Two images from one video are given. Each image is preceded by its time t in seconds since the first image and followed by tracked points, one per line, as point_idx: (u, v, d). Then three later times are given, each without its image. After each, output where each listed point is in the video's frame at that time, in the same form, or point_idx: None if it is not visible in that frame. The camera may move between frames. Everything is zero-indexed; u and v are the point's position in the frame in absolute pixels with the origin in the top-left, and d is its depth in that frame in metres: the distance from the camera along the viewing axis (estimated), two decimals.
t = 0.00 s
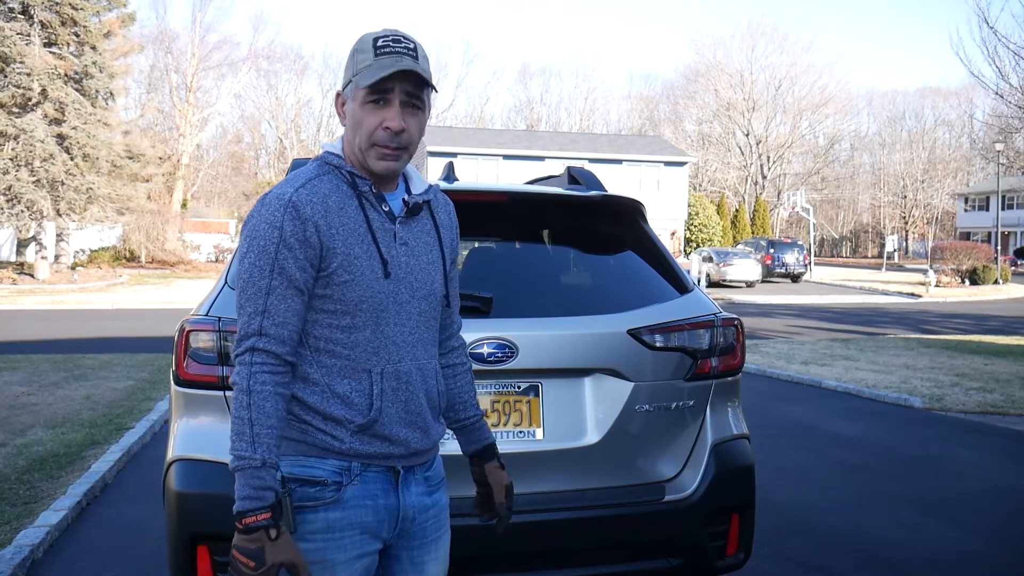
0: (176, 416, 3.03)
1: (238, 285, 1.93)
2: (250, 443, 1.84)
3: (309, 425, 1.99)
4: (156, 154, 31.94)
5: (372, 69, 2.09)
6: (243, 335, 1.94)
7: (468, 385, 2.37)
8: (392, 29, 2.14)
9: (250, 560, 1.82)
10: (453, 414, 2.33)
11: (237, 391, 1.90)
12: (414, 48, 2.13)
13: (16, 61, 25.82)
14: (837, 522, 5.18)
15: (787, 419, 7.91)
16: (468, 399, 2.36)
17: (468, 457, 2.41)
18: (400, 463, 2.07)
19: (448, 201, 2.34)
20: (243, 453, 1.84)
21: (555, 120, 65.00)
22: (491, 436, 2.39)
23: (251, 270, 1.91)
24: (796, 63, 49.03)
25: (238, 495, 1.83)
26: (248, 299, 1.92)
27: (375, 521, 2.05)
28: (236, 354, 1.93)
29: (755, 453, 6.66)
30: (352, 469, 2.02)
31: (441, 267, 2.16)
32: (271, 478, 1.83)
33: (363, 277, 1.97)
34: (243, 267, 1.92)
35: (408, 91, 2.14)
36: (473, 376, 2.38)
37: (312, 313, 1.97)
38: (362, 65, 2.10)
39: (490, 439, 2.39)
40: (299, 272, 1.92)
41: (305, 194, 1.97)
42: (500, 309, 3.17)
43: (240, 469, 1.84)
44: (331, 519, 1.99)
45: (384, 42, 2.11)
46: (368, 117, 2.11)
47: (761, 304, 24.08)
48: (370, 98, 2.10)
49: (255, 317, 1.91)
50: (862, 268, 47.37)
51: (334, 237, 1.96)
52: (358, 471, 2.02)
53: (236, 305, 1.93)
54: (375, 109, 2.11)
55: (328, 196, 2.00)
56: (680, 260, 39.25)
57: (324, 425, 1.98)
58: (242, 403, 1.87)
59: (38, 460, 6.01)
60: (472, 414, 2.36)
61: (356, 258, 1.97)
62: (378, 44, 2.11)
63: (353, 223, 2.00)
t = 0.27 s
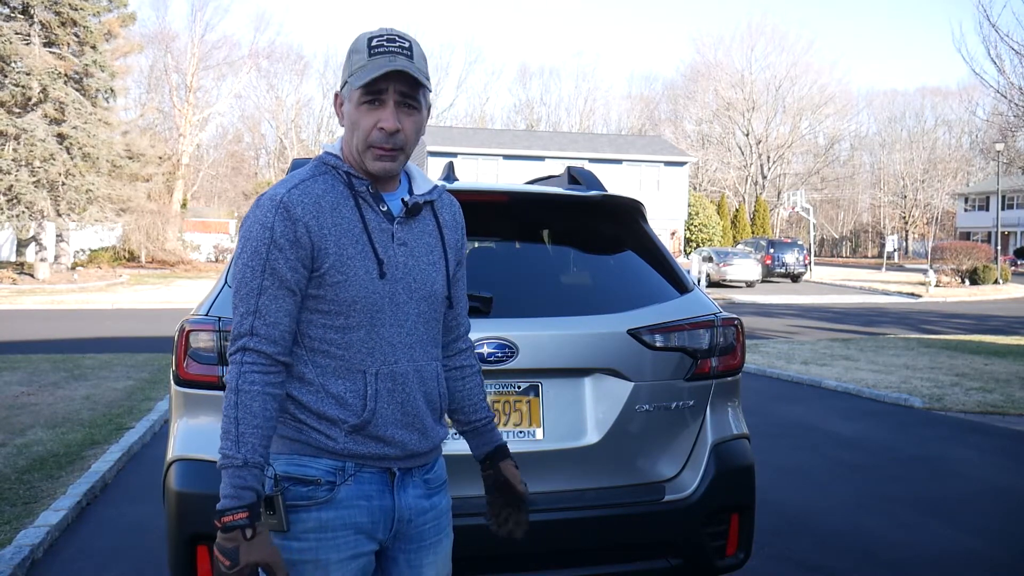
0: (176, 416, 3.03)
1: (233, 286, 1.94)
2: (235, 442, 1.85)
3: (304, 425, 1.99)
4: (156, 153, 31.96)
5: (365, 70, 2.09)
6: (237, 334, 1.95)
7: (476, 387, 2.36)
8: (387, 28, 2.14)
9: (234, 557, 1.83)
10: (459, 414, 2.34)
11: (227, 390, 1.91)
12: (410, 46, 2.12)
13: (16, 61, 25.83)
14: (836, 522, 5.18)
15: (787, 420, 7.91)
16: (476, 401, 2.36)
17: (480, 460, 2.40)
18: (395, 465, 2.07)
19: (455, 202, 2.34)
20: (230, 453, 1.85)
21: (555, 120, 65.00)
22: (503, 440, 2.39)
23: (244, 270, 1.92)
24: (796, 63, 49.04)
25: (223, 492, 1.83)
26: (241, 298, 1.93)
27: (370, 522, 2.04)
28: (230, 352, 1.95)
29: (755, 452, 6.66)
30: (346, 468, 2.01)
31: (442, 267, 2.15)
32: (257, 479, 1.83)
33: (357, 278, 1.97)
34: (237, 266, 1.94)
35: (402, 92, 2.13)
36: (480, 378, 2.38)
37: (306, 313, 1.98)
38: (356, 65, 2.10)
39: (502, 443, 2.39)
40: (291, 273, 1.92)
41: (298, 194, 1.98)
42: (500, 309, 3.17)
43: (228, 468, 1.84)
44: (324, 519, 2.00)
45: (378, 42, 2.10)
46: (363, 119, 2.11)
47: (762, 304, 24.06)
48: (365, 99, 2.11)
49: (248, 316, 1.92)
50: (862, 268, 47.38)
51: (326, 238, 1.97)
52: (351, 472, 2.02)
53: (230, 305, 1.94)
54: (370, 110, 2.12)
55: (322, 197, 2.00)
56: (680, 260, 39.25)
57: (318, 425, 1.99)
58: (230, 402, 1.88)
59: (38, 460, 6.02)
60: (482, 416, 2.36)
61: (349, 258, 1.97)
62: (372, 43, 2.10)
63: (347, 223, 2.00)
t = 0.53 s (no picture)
0: (176, 416, 3.03)
1: (231, 286, 1.95)
2: (228, 442, 1.85)
3: (302, 425, 2.00)
4: (156, 153, 31.98)
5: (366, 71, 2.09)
6: (234, 334, 1.96)
7: (485, 389, 2.37)
8: (389, 27, 2.13)
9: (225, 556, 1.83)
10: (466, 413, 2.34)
11: (223, 389, 1.91)
12: (412, 47, 2.12)
13: (16, 61, 25.82)
14: (836, 522, 5.19)
15: (788, 419, 7.91)
16: (484, 403, 2.36)
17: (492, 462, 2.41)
18: (394, 467, 2.07)
19: (458, 202, 2.34)
20: (224, 452, 1.85)
21: (555, 120, 64.99)
22: (512, 440, 2.38)
23: (242, 269, 1.93)
24: (796, 63, 49.02)
25: (216, 489, 1.83)
26: (238, 297, 1.93)
27: (368, 523, 2.04)
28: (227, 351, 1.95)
29: (755, 452, 6.66)
30: (344, 468, 2.02)
31: (443, 268, 2.15)
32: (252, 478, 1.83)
33: (355, 279, 1.97)
34: (235, 265, 1.94)
35: (405, 91, 2.13)
36: (489, 379, 2.38)
37: (304, 312, 1.98)
38: (358, 65, 2.10)
39: (511, 442, 2.38)
40: (288, 273, 1.92)
41: (297, 194, 1.98)
42: (501, 310, 3.17)
43: (223, 468, 1.85)
44: (323, 519, 2.00)
45: (381, 42, 2.09)
46: (366, 118, 2.11)
47: (762, 304, 24.05)
48: (367, 99, 2.11)
49: (244, 317, 1.92)
50: (862, 268, 47.38)
51: (325, 238, 1.96)
52: (349, 472, 2.02)
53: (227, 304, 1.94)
54: (372, 111, 2.12)
55: (322, 197, 2.00)
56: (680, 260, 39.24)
57: (316, 425, 1.99)
58: (226, 402, 1.88)
59: (38, 460, 6.01)
60: (490, 416, 2.36)
61: (347, 258, 1.97)
62: (375, 43, 2.10)
63: (346, 223, 2.00)
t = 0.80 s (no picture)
0: (176, 416, 3.03)
1: (232, 288, 1.95)
2: (233, 443, 1.85)
3: (302, 424, 2.00)
4: (156, 153, 31.99)
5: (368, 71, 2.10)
6: (235, 335, 1.96)
7: (479, 387, 2.37)
8: (387, 27, 2.13)
9: (226, 559, 1.82)
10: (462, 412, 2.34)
11: (224, 391, 1.92)
12: (410, 47, 2.12)
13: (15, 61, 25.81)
14: (835, 521, 5.19)
15: (788, 419, 7.91)
16: (479, 401, 2.35)
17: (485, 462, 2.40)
18: (394, 467, 2.07)
19: (457, 201, 2.34)
20: (225, 453, 1.85)
21: (555, 120, 65.00)
22: (505, 441, 2.39)
23: (243, 271, 1.93)
24: (796, 63, 49.00)
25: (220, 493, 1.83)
26: (239, 298, 1.94)
27: (369, 522, 2.04)
28: (228, 352, 1.95)
29: (755, 452, 6.66)
30: (344, 468, 2.02)
31: (443, 268, 2.16)
32: (253, 479, 1.83)
33: (356, 279, 1.97)
34: (235, 266, 1.94)
35: (405, 93, 2.13)
36: (484, 378, 2.38)
37: (303, 312, 1.98)
38: (357, 65, 2.11)
39: (504, 443, 2.38)
40: (289, 274, 1.92)
41: (295, 196, 1.98)
42: (500, 310, 3.16)
43: (223, 470, 1.84)
44: (323, 518, 2.00)
45: (380, 43, 2.10)
46: (365, 120, 2.11)
47: (761, 304, 24.06)
48: (366, 100, 2.11)
49: (245, 317, 1.93)
50: (862, 268, 47.40)
51: (324, 239, 1.97)
52: (350, 471, 2.02)
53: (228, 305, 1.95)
54: (371, 111, 2.11)
55: (322, 197, 2.00)
56: (680, 261, 39.22)
57: (317, 425, 2.00)
58: (226, 402, 1.88)
59: (38, 460, 6.01)
60: (485, 416, 2.36)
61: (347, 258, 1.97)
62: (374, 43, 2.10)
63: (346, 224, 2.00)
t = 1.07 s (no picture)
0: (176, 416, 3.03)
1: (232, 288, 1.94)
2: (236, 445, 1.86)
3: (304, 425, 2.00)
4: (156, 153, 31.96)
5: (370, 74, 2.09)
6: (235, 336, 1.96)
7: (478, 390, 2.37)
8: (389, 27, 2.13)
9: (228, 562, 1.82)
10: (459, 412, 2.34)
11: (225, 393, 1.92)
12: (413, 48, 2.12)
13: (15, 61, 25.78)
14: (836, 521, 5.19)
15: (788, 419, 7.90)
16: (477, 403, 2.36)
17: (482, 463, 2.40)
18: (395, 468, 2.07)
19: (455, 202, 2.34)
20: (228, 454, 1.85)
21: (555, 120, 64.97)
22: (504, 441, 2.39)
23: (243, 273, 1.93)
24: (796, 63, 48.98)
25: (222, 495, 1.83)
26: (240, 299, 1.93)
27: (370, 523, 2.05)
28: (229, 353, 1.95)
29: (755, 452, 6.66)
30: (346, 469, 2.02)
31: (443, 269, 2.16)
32: (256, 479, 1.84)
33: (357, 280, 1.97)
34: (237, 267, 1.94)
35: (407, 94, 2.13)
36: (482, 379, 2.38)
37: (304, 313, 1.98)
38: (358, 66, 2.10)
39: (502, 444, 2.39)
40: (290, 275, 1.93)
41: (297, 196, 1.98)
42: (500, 310, 3.16)
43: (226, 472, 1.84)
44: (326, 519, 2.00)
45: (381, 44, 2.10)
46: (367, 121, 2.11)
47: (761, 304, 24.05)
48: (367, 101, 2.11)
49: (247, 319, 1.92)
50: (862, 268, 47.38)
51: (325, 238, 1.96)
52: (352, 472, 2.02)
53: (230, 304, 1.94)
54: (373, 112, 2.11)
55: (323, 198, 2.00)
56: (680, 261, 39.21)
57: (319, 425, 1.99)
58: (229, 404, 1.88)
59: (38, 460, 6.01)
60: (482, 417, 2.36)
61: (349, 260, 1.97)
62: (376, 45, 2.10)
63: (347, 224, 2.00)
